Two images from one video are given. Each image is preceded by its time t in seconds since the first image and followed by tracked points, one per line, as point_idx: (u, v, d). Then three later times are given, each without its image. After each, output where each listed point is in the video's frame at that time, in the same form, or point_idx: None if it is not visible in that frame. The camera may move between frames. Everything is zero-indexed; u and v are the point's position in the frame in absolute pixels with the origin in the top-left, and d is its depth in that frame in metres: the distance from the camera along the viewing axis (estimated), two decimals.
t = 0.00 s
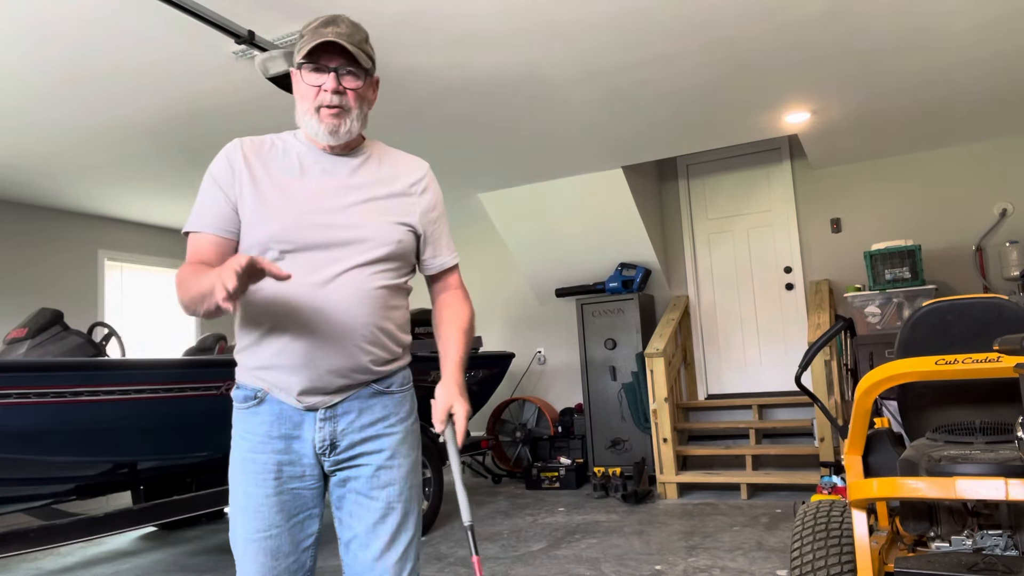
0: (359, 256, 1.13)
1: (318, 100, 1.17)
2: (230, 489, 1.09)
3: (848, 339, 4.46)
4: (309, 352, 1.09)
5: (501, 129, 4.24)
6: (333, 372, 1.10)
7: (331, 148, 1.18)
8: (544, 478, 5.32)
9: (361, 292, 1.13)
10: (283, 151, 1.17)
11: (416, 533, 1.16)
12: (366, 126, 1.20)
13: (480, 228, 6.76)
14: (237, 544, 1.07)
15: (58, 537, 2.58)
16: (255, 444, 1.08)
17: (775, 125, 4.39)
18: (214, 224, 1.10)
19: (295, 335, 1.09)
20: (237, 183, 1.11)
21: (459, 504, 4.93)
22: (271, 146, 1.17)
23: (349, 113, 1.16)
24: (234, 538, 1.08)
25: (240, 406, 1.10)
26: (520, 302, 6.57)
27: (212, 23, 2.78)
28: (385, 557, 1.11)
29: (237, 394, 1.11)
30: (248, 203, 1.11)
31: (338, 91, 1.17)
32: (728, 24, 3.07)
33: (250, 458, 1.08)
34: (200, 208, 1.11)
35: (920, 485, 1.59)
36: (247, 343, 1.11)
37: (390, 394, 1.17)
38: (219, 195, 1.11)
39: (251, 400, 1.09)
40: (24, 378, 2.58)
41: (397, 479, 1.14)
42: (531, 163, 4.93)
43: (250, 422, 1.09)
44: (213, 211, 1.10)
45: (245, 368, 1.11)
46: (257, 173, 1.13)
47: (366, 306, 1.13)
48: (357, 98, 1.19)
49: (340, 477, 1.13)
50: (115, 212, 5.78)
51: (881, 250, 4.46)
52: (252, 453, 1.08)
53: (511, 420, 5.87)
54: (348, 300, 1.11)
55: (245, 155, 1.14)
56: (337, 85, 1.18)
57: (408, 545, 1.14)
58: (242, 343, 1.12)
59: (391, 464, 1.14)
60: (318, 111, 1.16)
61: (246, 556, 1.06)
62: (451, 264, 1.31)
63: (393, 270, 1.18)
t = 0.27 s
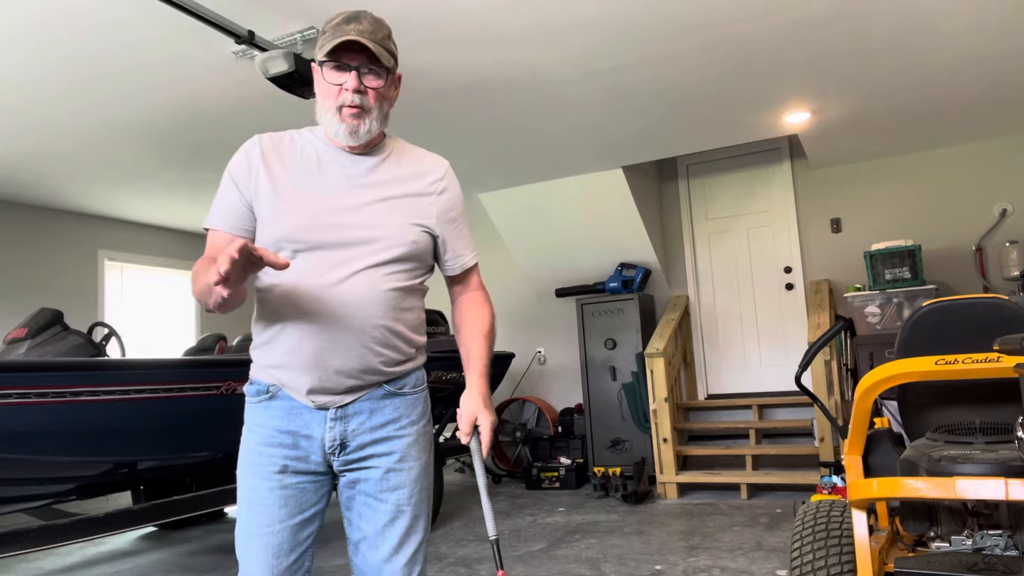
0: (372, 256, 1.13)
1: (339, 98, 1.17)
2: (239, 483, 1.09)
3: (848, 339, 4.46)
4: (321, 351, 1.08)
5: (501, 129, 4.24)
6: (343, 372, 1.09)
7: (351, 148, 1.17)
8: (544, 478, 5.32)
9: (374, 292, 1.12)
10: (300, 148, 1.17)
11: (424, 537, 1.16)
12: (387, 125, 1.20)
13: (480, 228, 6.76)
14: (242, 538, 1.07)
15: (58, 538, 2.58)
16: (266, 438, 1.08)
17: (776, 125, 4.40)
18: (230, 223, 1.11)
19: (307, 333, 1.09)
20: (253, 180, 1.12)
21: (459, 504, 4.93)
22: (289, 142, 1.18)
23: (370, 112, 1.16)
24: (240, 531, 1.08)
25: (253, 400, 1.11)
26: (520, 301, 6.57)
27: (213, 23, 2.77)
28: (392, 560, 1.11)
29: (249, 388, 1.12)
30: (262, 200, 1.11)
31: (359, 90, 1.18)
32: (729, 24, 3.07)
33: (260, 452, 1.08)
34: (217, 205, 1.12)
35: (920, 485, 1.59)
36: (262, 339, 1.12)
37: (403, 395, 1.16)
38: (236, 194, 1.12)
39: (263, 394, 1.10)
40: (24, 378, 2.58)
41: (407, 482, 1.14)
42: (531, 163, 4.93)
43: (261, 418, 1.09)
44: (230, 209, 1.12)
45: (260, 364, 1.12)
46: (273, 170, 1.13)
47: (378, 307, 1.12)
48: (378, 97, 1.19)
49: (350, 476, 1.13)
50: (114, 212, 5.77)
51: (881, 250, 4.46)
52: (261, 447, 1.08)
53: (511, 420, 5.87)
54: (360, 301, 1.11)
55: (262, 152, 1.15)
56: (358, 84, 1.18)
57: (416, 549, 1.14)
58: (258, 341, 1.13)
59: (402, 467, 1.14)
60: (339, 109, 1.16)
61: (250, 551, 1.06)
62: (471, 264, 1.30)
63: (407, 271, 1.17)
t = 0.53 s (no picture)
0: (377, 257, 1.12)
1: (344, 96, 1.16)
2: (242, 478, 1.10)
3: (848, 339, 4.46)
4: (325, 353, 1.08)
5: (501, 129, 4.24)
6: (346, 373, 1.09)
7: (357, 147, 1.16)
8: (544, 478, 5.32)
9: (378, 293, 1.11)
10: (305, 146, 1.17)
11: (426, 539, 1.16)
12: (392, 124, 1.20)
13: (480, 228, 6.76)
14: (245, 533, 1.08)
15: (58, 537, 2.58)
16: (269, 435, 1.09)
17: (775, 125, 4.40)
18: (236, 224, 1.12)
19: (311, 335, 1.09)
20: (258, 180, 1.12)
21: (459, 504, 4.93)
22: (294, 141, 1.17)
23: (376, 111, 1.15)
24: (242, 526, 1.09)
25: (256, 397, 1.11)
26: (520, 301, 6.57)
27: (213, 23, 2.77)
28: (393, 561, 1.11)
29: (253, 385, 1.12)
30: (267, 200, 1.11)
31: (364, 88, 1.17)
32: (728, 24, 3.08)
33: (264, 448, 1.09)
34: (223, 205, 1.13)
35: (920, 485, 1.59)
36: (267, 339, 1.12)
37: (406, 396, 1.16)
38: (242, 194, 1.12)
39: (266, 391, 1.11)
40: (24, 378, 2.58)
41: (410, 484, 1.14)
42: (531, 163, 4.94)
43: (266, 414, 1.10)
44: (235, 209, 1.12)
45: (264, 363, 1.12)
46: (278, 170, 1.13)
47: (382, 308, 1.12)
48: (384, 95, 1.19)
49: (353, 476, 1.13)
50: (115, 212, 5.77)
51: (881, 250, 4.46)
52: (265, 443, 1.09)
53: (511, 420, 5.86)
54: (364, 301, 1.10)
55: (267, 151, 1.14)
56: (364, 82, 1.18)
57: (418, 551, 1.14)
58: (262, 339, 1.13)
59: (404, 469, 1.14)
60: (344, 107, 1.16)
61: (252, 546, 1.07)
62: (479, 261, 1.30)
63: (412, 272, 1.16)
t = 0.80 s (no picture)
0: (366, 253, 1.12)
1: (323, 92, 1.15)
2: (236, 485, 1.09)
3: (848, 339, 4.45)
4: (315, 353, 1.08)
5: (501, 129, 4.24)
6: (339, 373, 1.09)
7: (339, 142, 1.15)
8: (545, 478, 5.32)
9: (368, 292, 1.11)
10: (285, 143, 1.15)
11: (422, 539, 1.16)
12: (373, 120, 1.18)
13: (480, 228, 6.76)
14: (241, 540, 1.08)
15: (57, 538, 2.58)
16: (260, 440, 1.08)
17: (775, 125, 4.40)
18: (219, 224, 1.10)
19: (301, 333, 1.08)
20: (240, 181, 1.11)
21: (459, 504, 4.93)
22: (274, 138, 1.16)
23: (358, 107, 1.14)
24: (238, 533, 1.08)
25: (246, 402, 1.11)
26: (520, 301, 6.56)
27: (213, 22, 2.77)
28: (390, 563, 1.11)
29: (243, 390, 1.12)
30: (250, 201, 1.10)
31: (344, 83, 1.15)
32: (728, 24, 3.07)
33: (255, 454, 1.08)
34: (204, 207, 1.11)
35: (920, 485, 1.59)
36: (258, 341, 1.11)
37: (398, 397, 1.16)
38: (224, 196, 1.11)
39: (257, 395, 1.10)
40: (23, 377, 2.58)
41: (404, 485, 1.14)
42: (531, 163, 4.94)
43: (256, 419, 1.09)
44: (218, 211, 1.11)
45: (254, 365, 1.12)
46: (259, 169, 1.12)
47: (373, 307, 1.11)
48: (364, 90, 1.17)
49: (346, 479, 1.12)
50: (115, 212, 5.77)
51: (881, 250, 4.46)
52: (256, 449, 1.08)
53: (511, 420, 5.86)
54: (355, 300, 1.10)
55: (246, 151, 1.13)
56: (343, 77, 1.16)
57: (414, 552, 1.14)
58: (249, 339, 1.13)
59: (398, 470, 1.13)
60: (323, 104, 1.14)
61: (249, 553, 1.06)
62: (477, 246, 1.27)
63: (402, 268, 1.16)
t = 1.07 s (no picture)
0: (349, 248, 1.05)
1: (300, 99, 1.07)
2: (215, 492, 1.02)
3: (847, 339, 4.46)
4: (294, 353, 1.01)
5: (501, 129, 4.24)
6: (320, 374, 1.01)
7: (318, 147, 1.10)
8: (545, 478, 5.32)
9: (352, 287, 1.04)
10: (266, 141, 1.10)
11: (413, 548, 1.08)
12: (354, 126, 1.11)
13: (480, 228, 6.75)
14: (221, 550, 1.01)
15: (57, 538, 2.57)
16: (240, 444, 1.01)
17: (775, 125, 4.40)
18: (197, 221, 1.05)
19: (280, 332, 1.01)
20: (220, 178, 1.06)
21: (459, 504, 4.93)
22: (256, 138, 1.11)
23: (337, 114, 1.08)
24: (218, 543, 1.01)
25: (226, 405, 1.04)
26: (520, 301, 6.56)
27: (213, 22, 2.78)
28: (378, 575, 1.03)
29: (222, 392, 1.05)
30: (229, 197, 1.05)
31: (321, 89, 1.07)
32: (728, 24, 3.07)
33: (234, 459, 1.01)
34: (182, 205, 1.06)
35: (920, 485, 1.59)
36: (236, 342, 1.04)
37: (384, 399, 1.09)
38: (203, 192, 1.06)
39: (236, 398, 1.03)
40: (24, 377, 2.58)
41: (392, 491, 1.06)
42: (530, 163, 4.93)
43: (235, 423, 1.02)
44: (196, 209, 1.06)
45: (232, 367, 1.05)
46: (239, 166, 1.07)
47: (356, 304, 1.04)
48: (343, 96, 1.09)
49: (330, 485, 1.05)
50: (115, 212, 5.78)
51: (881, 250, 4.47)
52: (235, 454, 1.01)
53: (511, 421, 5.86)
54: (337, 296, 1.03)
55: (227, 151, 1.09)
56: (320, 82, 1.07)
57: (405, 561, 1.06)
58: (227, 344, 1.06)
59: (384, 475, 1.05)
60: (301, 111, 1.07)
61: (229, 565, 1.00)
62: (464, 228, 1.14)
63: (388, 266, 1.09)
